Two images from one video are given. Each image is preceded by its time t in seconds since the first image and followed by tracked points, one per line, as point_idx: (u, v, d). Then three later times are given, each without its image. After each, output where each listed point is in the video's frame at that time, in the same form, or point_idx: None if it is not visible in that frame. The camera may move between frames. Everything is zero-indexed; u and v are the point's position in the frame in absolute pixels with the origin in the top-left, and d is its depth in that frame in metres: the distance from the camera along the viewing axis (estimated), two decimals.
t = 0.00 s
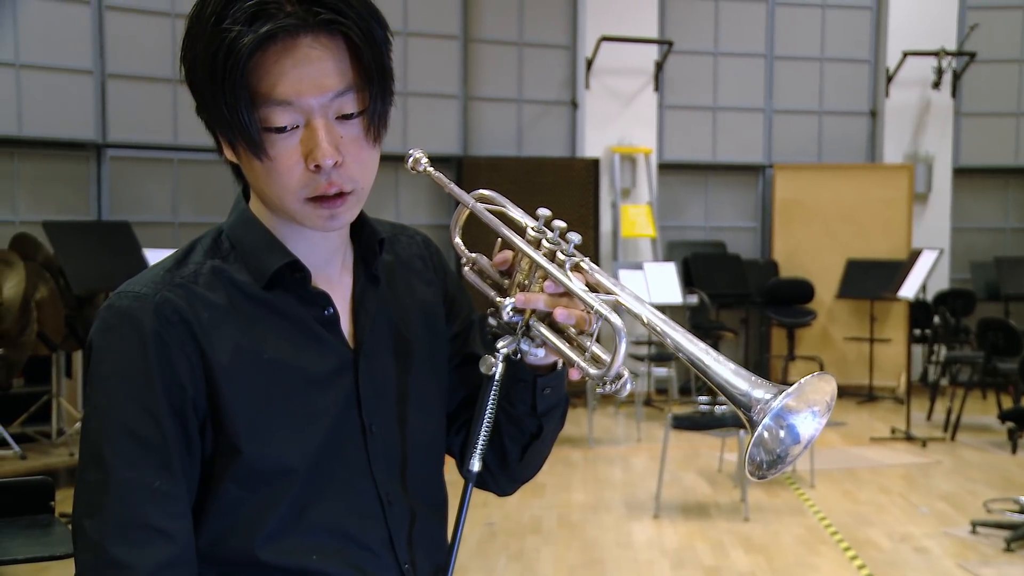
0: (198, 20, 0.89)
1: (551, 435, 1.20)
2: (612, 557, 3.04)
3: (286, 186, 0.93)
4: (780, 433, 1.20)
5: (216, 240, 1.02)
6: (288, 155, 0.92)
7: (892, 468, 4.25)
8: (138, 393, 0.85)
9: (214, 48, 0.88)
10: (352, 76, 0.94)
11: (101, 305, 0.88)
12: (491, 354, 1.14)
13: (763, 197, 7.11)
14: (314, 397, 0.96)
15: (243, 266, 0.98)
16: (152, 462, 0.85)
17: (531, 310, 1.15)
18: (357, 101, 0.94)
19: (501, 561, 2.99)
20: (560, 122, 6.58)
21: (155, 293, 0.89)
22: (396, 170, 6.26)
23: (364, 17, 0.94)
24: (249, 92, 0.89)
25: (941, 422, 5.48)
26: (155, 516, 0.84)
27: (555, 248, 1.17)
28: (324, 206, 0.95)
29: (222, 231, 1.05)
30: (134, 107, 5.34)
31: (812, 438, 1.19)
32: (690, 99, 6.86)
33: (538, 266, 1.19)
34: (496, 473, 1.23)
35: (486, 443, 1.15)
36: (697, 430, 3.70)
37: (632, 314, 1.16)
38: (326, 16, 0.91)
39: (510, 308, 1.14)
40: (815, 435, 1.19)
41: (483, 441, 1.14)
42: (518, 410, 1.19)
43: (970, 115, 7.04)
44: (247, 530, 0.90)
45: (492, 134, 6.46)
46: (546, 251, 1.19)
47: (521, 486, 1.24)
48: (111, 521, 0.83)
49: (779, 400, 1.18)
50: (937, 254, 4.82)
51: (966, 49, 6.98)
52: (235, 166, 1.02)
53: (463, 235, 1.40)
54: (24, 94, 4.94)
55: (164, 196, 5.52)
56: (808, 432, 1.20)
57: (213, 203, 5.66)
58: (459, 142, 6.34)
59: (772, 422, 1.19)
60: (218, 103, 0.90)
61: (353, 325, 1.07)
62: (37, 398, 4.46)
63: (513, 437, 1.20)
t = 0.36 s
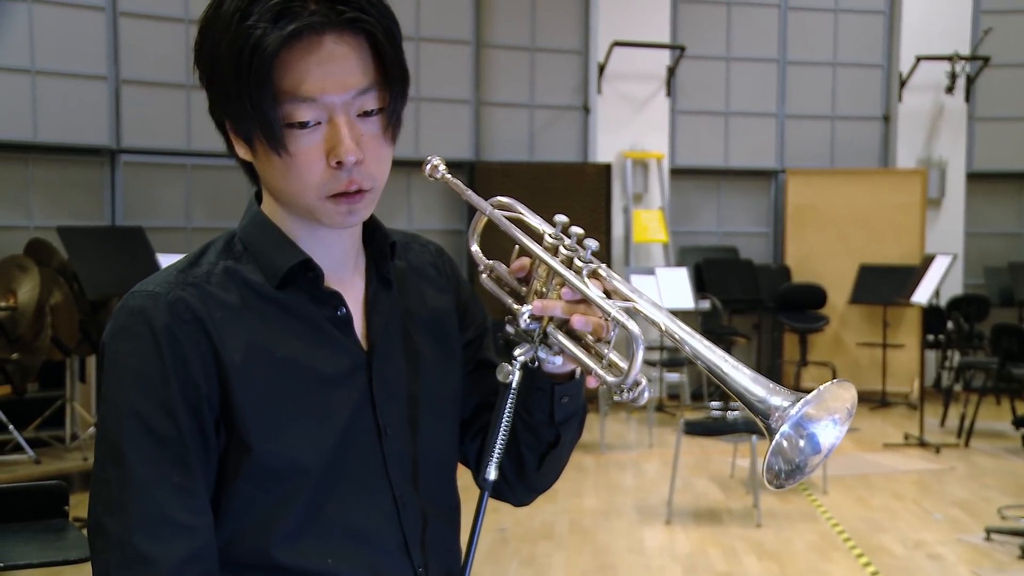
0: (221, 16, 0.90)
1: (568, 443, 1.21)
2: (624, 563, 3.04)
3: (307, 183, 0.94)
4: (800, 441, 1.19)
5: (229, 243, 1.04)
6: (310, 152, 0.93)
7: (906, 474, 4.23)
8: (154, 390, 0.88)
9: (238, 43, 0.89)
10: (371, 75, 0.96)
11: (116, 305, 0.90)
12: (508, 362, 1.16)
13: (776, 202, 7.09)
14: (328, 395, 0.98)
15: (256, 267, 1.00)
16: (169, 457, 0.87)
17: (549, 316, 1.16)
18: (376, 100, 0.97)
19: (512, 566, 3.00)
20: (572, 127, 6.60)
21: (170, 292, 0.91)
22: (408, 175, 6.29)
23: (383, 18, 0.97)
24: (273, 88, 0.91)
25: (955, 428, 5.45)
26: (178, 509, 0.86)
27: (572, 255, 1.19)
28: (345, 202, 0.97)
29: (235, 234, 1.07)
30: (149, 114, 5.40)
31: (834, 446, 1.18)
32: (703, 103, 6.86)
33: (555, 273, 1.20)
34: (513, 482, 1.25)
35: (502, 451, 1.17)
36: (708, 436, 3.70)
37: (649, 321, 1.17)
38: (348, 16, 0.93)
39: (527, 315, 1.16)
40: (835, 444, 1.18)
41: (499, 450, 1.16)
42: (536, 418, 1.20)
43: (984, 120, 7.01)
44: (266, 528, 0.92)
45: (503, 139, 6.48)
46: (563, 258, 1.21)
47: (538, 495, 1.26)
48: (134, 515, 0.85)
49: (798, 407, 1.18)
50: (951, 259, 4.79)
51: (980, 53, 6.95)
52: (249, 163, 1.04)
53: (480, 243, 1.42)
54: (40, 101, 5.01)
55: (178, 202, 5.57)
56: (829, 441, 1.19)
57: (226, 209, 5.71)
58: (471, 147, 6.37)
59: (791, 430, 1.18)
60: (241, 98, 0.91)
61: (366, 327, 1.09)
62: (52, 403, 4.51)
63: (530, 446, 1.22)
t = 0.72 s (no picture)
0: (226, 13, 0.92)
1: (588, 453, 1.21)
2: (629, 568, 3.04)
3: (320, 176, 0.95)
4: (837, 449, 1.20)
5: (232, 245, 1.06)
6: (320, 144, 0.94)
7: (912, 480, 4.22)
8: (145, 369, 0.88)
9: (248, 40, 0.91)
10: (379, 67, 0.98)
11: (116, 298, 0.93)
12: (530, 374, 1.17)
13: (781, 208, 7.10)
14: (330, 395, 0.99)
15: (259, 268, 1.02)
16: (160, 433, 0.87)
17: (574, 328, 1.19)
18: (383, 91, 0.98)
19: (517, 571, 3.00)
20: (578, 132, 6.62)
21: (167, 284, 0.93)
22: (414, 180, 6.31)
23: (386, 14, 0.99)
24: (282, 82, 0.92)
25: (961, 434, 5.43)
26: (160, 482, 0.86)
27: (596, 265, 1.21)
28: (357, 193, 0.97)
29: (238, 238, 1.09)
30: (155, 119, 5.43)
31: (872, 447, 1.19)
32: (708, 109, 6.87)
33: (578, 284, 1.22)
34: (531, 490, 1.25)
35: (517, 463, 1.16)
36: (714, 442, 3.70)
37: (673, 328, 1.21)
38: (356, 10, 0.96)
39: (550, 328, 1.19)
40: (871, 449, 1.19)
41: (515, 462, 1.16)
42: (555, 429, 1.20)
43: (990, 126, 7.01)
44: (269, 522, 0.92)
45: (508, 145, 6.50)
46: (586, 268, 1.23)
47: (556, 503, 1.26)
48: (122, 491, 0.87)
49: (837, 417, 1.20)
50: (957, 265, 4.79)
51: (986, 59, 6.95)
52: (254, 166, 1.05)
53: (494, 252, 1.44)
54: (48, 108, 5.05)
55: (183, 208, 5.59)
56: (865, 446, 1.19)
57: (232, 215, 5.74)
58: (477, 153, 6.39)
59: (829, 439, 1.19)
60: (253, 95, 0.93)
61: (370, 331, 1.10)
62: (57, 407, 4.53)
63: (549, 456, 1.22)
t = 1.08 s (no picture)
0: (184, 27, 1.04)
1: (593, 449, 1.24)
2: (630, 572, 3.04)
3: (287, 151, 0.99)
4: (832, 424, 1.16)
5: (242, 250, 1.10)
6: (281, 119, 0.99)
7: (914, 483, 4.22)
8: (186, 341, 0.91)
9: (199, 40, 1.01)
10: (330, 42, 1.04)
11: (137, 301, 0.99)
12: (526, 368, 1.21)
13: (782, 211, 7.10)
14: (344, 394, 1.03)
15: (272, 268, 1.06)
16: (242, 381, 0.89)
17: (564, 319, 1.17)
18: (336, 62, 1.04)
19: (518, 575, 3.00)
20: (579, 135, 6.62)
21: (188, 277, 0.99)
22: (415, 184, 6.31)
23: None
24: (237, 70, 1.00)
25: (962, 437, 5.43)
26: (245, 429, 0.87)
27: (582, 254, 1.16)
28: (329, 158, 1.00)
29: (243, 243, 1.12)
30: (157, 122, 5.44)
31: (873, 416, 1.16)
32: (709, 112, 6.87)
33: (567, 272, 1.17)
34: (540, 492, 1.26)
35: (518, 462, 1.19)
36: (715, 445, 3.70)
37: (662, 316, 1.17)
38: None
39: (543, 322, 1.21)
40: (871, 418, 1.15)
41: (515, 460, 1.18)
42: (558, 426, 1.23)
43: (992, 128, 7.01)
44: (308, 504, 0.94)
45: (509, 148, 6.51)
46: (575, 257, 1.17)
47: (567, 504, 1.28)
48: (220, 454, 0.86)
49: (827, 386, 1.16)
50: (959, 268, 4.78)
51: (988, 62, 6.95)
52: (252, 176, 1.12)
53: (488, 252, 1.43)
54: (50, 110, 5.07)
55: (184, 212, 5.60)
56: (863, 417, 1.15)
57: (233, 218, 5.73)
58: (478, 155, 6.39)
59: (821, 413, 1.16)
60: (218, 90, 1.01)
61: (377, 331, 1.13)
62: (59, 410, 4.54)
63: (555, 455, 1.24)
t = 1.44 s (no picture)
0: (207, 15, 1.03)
1: (589, 463, 1.27)
2: None
3: (317, 144, 1.01)
4: (828, 458, 1.18)
5: (248, 258, 1.11)
6: (312, 112, 1.01)
7: (914, 489, 4.21)
8: (198, 359, 0.91)
9: (226, 30, 1.01)
10: (357, 42, 1.07)
11: (144, 311, 0.98)
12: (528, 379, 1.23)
13: (782, 216, 7.11)
14: (354, 402, 1.04)
15: (280, 277, 1.07)
16: (257, 400, 0.90)
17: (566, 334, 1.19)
18: (364, 63, 1.07)
19: None
20: (579, 140, 6.64)
21: (197, 289, 0.99)
22: (414, 189, 6.31)
23: None
24: (266, 61, 1.02)
25: (962, 443, 5.42)
26: (260, 449, 0.88)
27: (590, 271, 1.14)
28: (357, 153, 1.02)
29: (249, 248, 1.13)
30: (156, 128, 5.44)
31: (867, 458, 1.15)
32: (708, 117, 6.88)
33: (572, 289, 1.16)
34: (534, 504, 1.28)
35: (519, 474, 1.20)
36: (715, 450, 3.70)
37: (668, 334, 1.17)
38: None
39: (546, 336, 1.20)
40: (866, 459, 1.15)
41: (516, 473, 1.19)
42: (556, 438, 1.25)
43: (991, 134, 7.02)
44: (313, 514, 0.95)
45: (509, 154, 6.52)
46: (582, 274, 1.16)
47: (559, 517, 1.30)
48: (235, 473, 0.87)
49: (825, 423, 1.16)
50: (958, 273, 4.78)
51: (987, 68, 6.97)
52: (261, 173, 1.12)
53: (496, 258, 1.43)
54: (50, 116, 5.08)
55: (184, 217, 5.59)
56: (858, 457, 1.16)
57: (232, 224, 5.73)
58: (478, 161, 6.39)
59: (818, 447, 1.16)
60: (243, 80, 1.02)
61: (383, 341, 1.15)
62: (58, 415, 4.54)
63: (551, 467, 1.27)
